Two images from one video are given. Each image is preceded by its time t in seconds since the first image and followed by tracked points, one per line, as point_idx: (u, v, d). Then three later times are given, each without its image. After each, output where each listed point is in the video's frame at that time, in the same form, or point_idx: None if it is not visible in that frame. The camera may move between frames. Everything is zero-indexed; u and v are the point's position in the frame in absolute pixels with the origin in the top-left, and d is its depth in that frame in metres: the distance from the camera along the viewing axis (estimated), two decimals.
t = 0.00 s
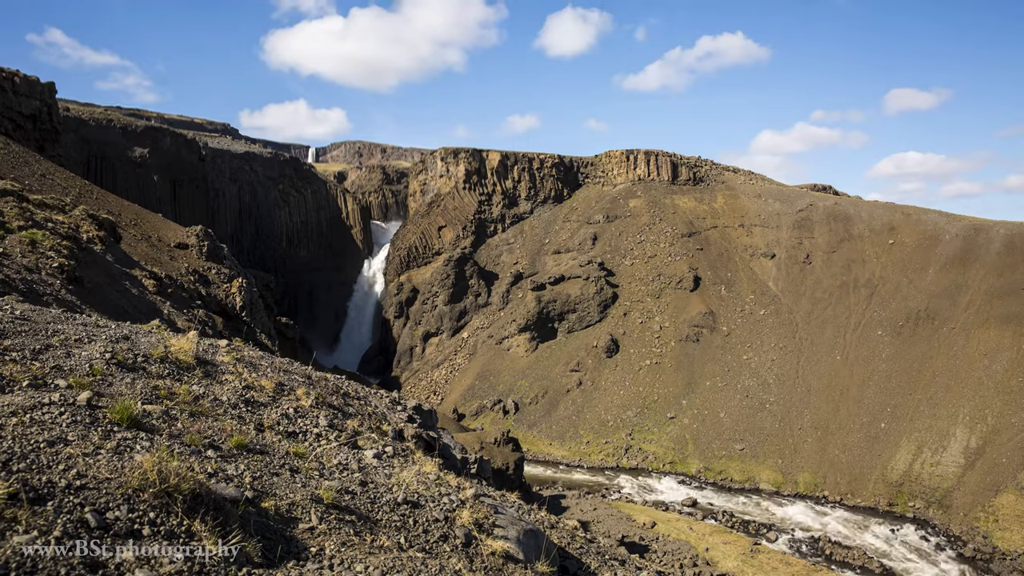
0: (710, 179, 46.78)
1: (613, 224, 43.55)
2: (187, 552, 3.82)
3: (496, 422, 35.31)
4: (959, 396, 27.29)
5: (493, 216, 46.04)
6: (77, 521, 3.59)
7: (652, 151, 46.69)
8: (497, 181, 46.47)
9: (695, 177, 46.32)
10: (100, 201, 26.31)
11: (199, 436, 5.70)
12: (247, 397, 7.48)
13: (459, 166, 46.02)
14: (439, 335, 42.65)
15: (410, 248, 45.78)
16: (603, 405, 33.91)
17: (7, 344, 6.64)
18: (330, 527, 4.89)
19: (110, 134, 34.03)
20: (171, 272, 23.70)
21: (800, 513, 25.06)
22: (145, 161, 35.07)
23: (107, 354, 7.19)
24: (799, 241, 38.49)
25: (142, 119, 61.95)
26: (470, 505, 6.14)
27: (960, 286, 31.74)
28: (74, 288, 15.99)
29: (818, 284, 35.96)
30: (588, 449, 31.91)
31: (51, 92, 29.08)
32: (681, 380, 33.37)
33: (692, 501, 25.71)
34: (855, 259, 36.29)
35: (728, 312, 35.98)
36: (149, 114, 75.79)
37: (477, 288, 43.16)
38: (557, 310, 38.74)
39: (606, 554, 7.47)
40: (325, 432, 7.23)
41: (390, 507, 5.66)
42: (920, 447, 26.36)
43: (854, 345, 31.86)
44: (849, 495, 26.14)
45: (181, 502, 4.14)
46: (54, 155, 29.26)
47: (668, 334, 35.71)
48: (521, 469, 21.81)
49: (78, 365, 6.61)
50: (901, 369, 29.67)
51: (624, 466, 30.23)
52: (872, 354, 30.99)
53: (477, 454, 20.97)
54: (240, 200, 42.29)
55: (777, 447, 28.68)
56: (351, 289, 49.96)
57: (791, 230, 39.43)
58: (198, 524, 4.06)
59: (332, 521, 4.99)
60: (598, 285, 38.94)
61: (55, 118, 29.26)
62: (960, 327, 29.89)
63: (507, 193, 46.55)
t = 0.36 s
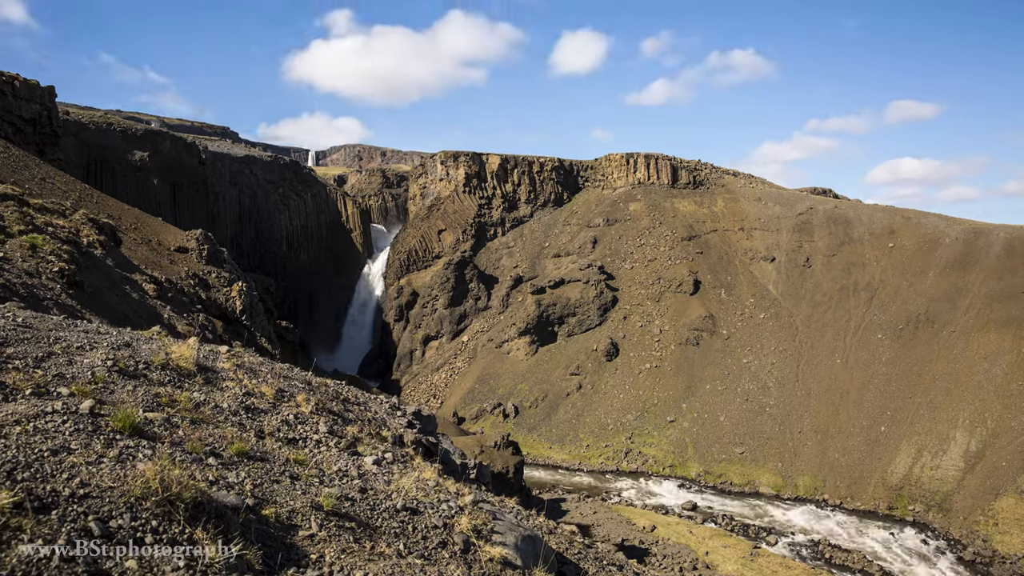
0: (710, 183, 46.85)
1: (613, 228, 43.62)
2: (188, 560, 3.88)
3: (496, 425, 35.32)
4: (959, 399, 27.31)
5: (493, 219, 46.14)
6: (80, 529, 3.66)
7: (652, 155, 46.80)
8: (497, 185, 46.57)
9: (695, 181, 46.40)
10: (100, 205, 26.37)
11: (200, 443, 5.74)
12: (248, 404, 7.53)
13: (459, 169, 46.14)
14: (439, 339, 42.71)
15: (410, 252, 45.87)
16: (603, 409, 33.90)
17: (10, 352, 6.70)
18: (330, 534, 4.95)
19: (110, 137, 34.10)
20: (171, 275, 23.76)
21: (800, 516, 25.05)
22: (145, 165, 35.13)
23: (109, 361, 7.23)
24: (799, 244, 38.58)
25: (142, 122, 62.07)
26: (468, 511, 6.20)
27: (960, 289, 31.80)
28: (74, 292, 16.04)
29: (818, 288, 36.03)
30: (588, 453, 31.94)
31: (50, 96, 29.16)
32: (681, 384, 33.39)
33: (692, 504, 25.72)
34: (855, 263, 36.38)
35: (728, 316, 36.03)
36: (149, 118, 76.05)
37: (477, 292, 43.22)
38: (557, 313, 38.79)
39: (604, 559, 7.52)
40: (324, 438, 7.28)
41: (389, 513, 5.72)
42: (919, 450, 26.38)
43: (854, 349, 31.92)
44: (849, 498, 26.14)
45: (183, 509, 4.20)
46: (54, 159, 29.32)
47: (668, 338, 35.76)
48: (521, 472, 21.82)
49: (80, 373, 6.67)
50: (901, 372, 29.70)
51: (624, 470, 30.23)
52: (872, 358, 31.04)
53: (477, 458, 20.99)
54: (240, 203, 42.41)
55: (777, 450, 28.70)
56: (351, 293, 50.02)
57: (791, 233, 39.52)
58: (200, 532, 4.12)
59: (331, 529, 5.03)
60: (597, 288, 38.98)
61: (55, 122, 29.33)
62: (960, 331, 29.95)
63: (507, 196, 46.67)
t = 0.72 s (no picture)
0: (710, 186, 46.95)
1: (613, 232, 43.70)
2: (190, 567, 3.93)
3: (496, 429, 35.34)
4: (959, 403, 27.33)
5: (493, 223, 46.23)
6: (84, 537, 3.72)
7: (652, 158, 46.90)
8: (498, 188, 46.66)
9: (695, 185, 46.49)
10: (100, 209, 26.44)
11: (201, 450, 5.80)
12: (249, 411, 7.59)
13: (459, 173, 46.23)
14: (439, 342, 42.76)
15: (410, 256, 45.96)
16: (603, 412, 33.94)
17: (13, 359, 6.77)
18: (330, 541, 5.00)
19: (111, 141, 34.19)
20: (171, 279, 23.82)
21: (800, 520, 25.08)
22: (145, 168, 35.22)
23: (111, 368, 7.29)
24: (799, 248, 38.65)
25: (143, 126, 62.25)
26: (467, 517, 6.26)
27: (960, 293, 31.85)
28: (75, 296, 16.08)
29: (818, 291, 36.09)
30: (588, 456, 31.97)
31: (51, 99, 29.24)
32: (681, 388, 33.41)
33: (692, 508, 25.73)
34: (854, 266, 36.45)
35: (728, 320, 36.09)
36: (150, 121, 76.23)
37: (477, 296, 43.27)
38: (557, 317, 38.83)
39: (602, 565, 7.58)
40: (324, 445, 7.34)
41: (389, 520, 5.77)
42: (920, 454, 26.39)
43: (854, 353, 31.96)
44: (849, 502, 26.15)
45: (185, 518, 4.26)
46: (54, 162, 29.40)
47: (668, 342, 35.79)
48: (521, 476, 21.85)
49: (82, 381, 6.73)
50: (901, 376, 29.73)
51: (624, 473, 30.27)
52: (872, 361, 31.08)
53: (476, 462, 21.03)
54: (240, 207, 42.50)
55: (777, 454, 28.72)
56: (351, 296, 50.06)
57: (791, 237, 39.60)
58: (202, 540, 4.17)
59: (332, 535, 5.09)
60: (598, 292, 39.04)
61: (55, 126, 29.39)
62: (960, 335, 29.98)
63: (507, 200, 46.76)
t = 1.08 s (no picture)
0: (710, 190, 47.03)
1: (613, 235, 43.78)
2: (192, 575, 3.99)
3: (496, 432, 35.37)
4: (959, 406, 27.37)
5: (493, 226, 46.31)
6: (87, 545, 3.78)
7: (652, 162, 47.00)
8: (497, 192, 46.75)
9: (695, 188, 46.57)
10: (100, 213, 26.51)
11: (203, 458, 5.86)
12: (249, 417, 7.65)
13: (459, 176, 46.34)
14: (439, 346, 42.80)
15: (410, 259, 46.05)
16: (603, 416, 33.95)
17: (16, 367, 6.82)
18: (330, 548, 5.05)
19: (111, 144, 34.27)
20: (171, 283, 23.88)
21: (800, 523, 25.10)
22: (145, 172, 35.31)
23: (112, 376, 7.34)
24: (799, 251, 38.74)
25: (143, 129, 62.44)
26: (466, 523, 6.31)
27: (960, 296, 31.90)
28: (75, 301, 16.14)
29: (818, 295, 36.16)
30: (588, 460, 31.99)
31: (51, 103, 29.33)
32: (681, 391, 33.44)
33: (692, 512, 25.73)
34: (854, 270, 36.53)
35: (728, 323, 36.14)
36: (149, 125, 76.45)
37: (477, 299, 43.33)
38: (557, 320, 38.88)
39: (601, 570, 7.62)
40: (324, 451, 7.39)
41: (388, 526, 5.83)
42: (919, 457, 26.42)
43: (854, 356, 32.00)
44: (849, 505, 26.18)
45: (187, 525, 4.33)
46: (54, 166, 29.48)
47: (668, 345, 35.82)
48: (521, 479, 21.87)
49: (84, 388, 6.77)
50: (901, 379, 29.76)
51: (624, 476, 30.31)
52: (872, 365, 31.12)
53: (477, 466, 21.03)
54: (240, 210, 42.56)
55: (777, 457, 28.74)
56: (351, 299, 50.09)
57: (791, 240, 39.69)
58: (203, 547, 4.23)
59: (331, 542, 5.15)
60: (598, 295, 39.09)
61: (55, 129, 29.48)
62: (960, 338, 30.03)
63: (507, 203, 46.85)
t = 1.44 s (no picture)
0: (710, 193, 47.14)
1: (613, 238, 43.86)
2: None
3: (496, 436, 35.39)
4: (958, 410, 27.40)
5: (493, 230, 46.41)
6: (91, 553, 3.84)
7: (652, 165, 47.11)
8: (497, 195, 46.88)
9: (695, 191, 46.68)
10: (100, 217, 26.59)
11: (204, 465, 5.91)
12: (250, 424, 7.70)
13: (459, 179, 46.47)
14: (439, 349, 42.85)
15: (410, 262, 46.13)
16: (603, 419, 33.97)
17: (18, 374, 6.87)
18: (329, 554, 5.11)
19: (110, 148, 34.36)
20: (171, 287, 23.95)
21: (800, 526, 25.12)
22: (145, 175, 35.40)
23: (114, 383, 7.38)
24: (799, 254, 38.83)
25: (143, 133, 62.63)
26: (464, 529, 6.37)
27: (959, 299, 31.97)
28: (75, 305, 16.18)
29: (817, 298, 36.24)
30: (588, 463, 32.02)
31: (51, 106, 29.43)
32: (681, 394, 33.46)
33: (692, 515, 25.76)
34: (854, 273, 36.60)
35: (728, 326, 36.19)
36: (149, 128, 76.65)
37: (477, 302, 43.39)
38: (557, 323, 38.93)
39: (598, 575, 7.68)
40: (324, 457, 7.45)
41: (387, 532, 5.88)
42: (919, 461, 26.45)
43: (854, 359, 32.04)
44: (848, 509, 26.21)
45: (189, 534, 4.40)
46: (54, 169, 29.57)
47: (668, 349, 35.86)
48: (521, 482, 21.91)
49: (86, 396, 6.82)
50: (901, 383, 29.79)
51: (624, 480, 30.34)
52: (872, 368, 31.15)
53: (477, 469, 21.05)
54: (240, 214, 42.66)
55: (777, 460, 28.76)
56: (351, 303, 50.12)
57: (791, 244, 39.78)
58: (204, 556, 4.29)
59: (331, 549, 5.20)
60: (598, 299, 39.15)
61: (55, 132, 29.55)
62: (960, 341, 30.08)
63: (507, 207, 46.96)
